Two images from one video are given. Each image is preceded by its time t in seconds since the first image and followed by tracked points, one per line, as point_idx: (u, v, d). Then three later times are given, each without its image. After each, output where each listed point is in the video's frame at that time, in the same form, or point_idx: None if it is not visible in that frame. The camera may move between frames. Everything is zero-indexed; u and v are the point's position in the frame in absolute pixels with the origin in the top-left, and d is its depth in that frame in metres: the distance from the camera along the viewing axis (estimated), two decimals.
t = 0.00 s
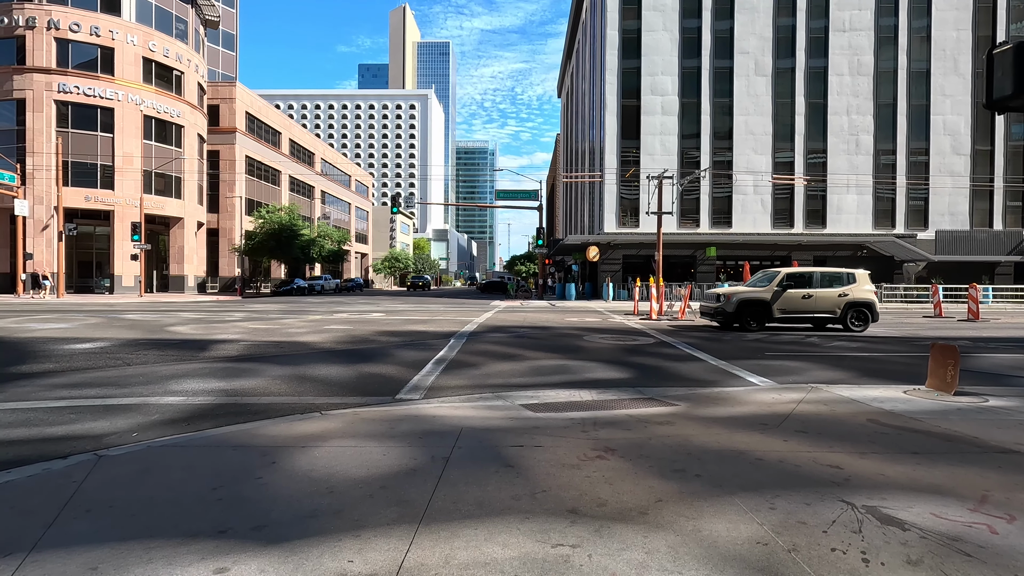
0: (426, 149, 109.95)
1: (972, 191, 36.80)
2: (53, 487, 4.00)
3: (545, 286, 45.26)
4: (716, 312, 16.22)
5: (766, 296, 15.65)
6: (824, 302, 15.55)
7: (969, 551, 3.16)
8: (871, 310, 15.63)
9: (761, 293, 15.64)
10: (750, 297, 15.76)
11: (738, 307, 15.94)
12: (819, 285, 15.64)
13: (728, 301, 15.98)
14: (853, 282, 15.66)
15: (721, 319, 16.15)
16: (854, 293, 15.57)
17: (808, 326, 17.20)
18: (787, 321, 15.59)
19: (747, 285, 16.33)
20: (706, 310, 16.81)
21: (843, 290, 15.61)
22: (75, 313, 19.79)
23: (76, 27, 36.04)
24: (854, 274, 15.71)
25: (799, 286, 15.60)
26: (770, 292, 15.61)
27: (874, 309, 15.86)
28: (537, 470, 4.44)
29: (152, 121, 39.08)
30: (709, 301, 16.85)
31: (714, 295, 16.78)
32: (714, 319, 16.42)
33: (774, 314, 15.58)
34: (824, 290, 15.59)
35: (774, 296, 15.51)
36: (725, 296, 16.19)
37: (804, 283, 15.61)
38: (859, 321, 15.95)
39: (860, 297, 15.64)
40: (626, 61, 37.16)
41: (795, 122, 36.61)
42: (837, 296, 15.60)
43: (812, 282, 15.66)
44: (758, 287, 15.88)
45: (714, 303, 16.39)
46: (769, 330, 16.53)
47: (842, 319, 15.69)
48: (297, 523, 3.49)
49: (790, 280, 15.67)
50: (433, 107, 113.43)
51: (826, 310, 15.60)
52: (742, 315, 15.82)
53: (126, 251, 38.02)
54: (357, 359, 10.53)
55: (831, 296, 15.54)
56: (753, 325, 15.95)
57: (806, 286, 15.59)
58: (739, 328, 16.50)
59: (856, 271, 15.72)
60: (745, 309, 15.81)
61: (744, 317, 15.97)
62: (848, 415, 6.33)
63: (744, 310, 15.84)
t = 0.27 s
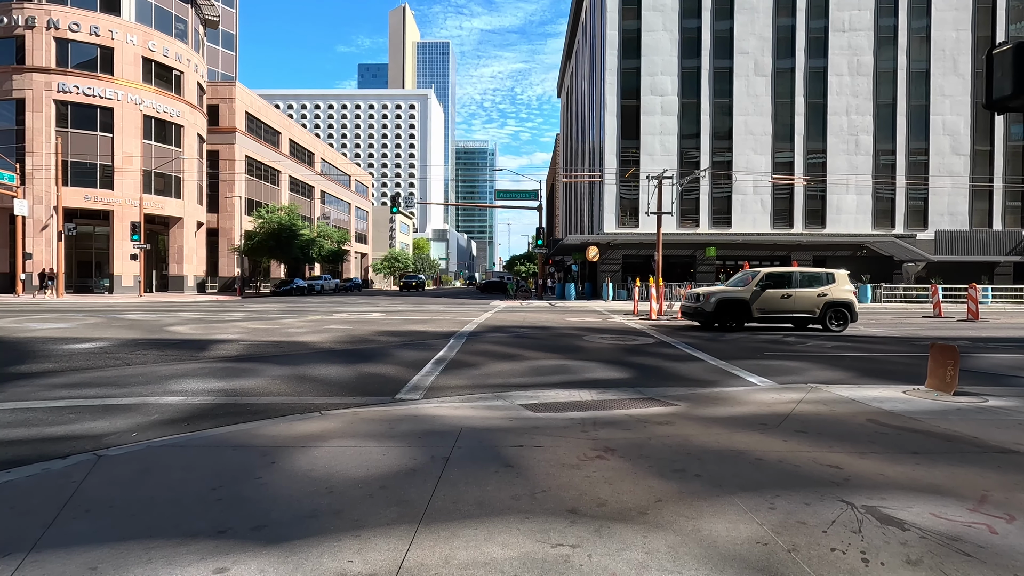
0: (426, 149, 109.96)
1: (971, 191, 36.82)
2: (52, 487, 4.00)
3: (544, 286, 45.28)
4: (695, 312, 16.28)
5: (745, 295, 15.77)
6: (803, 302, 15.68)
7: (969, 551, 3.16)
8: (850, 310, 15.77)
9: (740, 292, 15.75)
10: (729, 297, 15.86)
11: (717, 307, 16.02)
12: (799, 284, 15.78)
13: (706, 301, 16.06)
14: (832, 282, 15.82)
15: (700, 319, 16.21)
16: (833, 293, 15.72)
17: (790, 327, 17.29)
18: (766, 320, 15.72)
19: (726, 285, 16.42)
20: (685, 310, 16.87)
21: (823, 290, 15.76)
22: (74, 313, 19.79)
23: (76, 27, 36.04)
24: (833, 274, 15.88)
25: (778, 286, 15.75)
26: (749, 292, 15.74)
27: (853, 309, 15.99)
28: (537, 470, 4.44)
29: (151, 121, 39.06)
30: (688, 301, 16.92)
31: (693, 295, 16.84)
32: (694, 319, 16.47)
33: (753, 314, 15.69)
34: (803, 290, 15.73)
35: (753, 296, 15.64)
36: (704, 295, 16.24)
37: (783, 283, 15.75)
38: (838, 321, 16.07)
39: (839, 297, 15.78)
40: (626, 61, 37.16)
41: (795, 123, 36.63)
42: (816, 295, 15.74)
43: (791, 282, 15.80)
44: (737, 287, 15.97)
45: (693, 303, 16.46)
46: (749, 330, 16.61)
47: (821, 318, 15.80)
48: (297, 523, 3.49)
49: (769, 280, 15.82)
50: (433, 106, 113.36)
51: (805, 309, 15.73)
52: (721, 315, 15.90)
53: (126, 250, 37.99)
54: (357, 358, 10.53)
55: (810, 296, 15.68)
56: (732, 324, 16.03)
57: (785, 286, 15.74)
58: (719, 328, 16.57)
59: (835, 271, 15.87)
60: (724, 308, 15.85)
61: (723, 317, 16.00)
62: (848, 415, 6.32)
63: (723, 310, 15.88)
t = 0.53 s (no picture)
0: (426, 149, 109.98)
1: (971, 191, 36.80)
2: (53, 487, 4.00)
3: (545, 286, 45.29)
4: (677, 312, 16.38)
5: (727, 296, 15.81)
6: (785, 302, 15.71)
7: (970, 551, 3.16)
8: (831, 310, 15.80)
9: (722, 292, 15.80)
10: (710, 297, 15.92)
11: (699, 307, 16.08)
12: (781, 284, 15.80)
13: (688, 302, 16.14)
14: (814, 282, 15.84)
15: (682, 319, 16.31)
16: (814, 293, 15.75)
17: (774, 326, 17.33)
18: (748, 320, 15.77)
19: (708, 285, 16.48)
20: (668, 309, 16.97)
21: (804, 290, 15.79)
22: (74, 313, 19.81)
23: (76, 27, 36.07)
24: (815, 274, 15.87)
25: (760, 285, 15.78)
26: (729, 292, 15.79)
27: (835, 309, 15.99)
28: (537, 470, 4.44)
29: (152, 121, 39.07)
30: (671, 300, 17.01)
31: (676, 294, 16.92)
32: (676, 319, 16.59)
33: (734, 314, 15.75)
34: (785, 290, 15.74)
35: (733, 296, 15.69)
36: (686, 295, 16.38)
37: (765, 283, 15.77)
38: (820, 321, 16.07)
39: (820, 297, 15.80)
40: (626, 61, 37.17)
41: (795, 122, 36.64)
42: (797, 296, 15.77)
43: (774, 282, 15.81)
44: (717, 287, 16.04)
45: (676, 302, 16.55)
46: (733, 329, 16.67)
47: (802, 318, 15.82)
48: (297, 523, 3.49)
49: (751, 280, 15.82)
50: (433, 107, 113.36)
51: (787, 309, 15.76)
52: (702, 315, 15.96)
53: (126, 251, 38.02)
54: (357, 359, 10.54)
55: (792, 296, 15.70)
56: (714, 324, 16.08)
57: (767, 286, 15.75)
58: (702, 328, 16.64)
59: (817, 271, 15.88)
60: (704, 308, 15.93)
61: (704, 317, 16.08)
62: (849, 415, 6.32)
63: (704, 310, 15.95)
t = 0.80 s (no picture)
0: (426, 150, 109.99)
1: (971, 191, 36.83)
2: (53, 487, 4.00)
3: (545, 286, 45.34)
4: (661, 312, 16.46)
5: (710, 296, 15.88)
6: (767, 301, 15.77)
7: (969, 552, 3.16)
8: (814, 310, 15.83)
9: (704, 293, 15.88)
10: (693, 297, 16.00)
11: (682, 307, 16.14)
12: (764, 284, 15.86)
13: (671, 302, 16.22)
14: (797, 282, 15.86)
15: (665, 319, 16.39)
16: (797, 293, 15.79)
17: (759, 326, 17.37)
18: (730, 320, 15.84)
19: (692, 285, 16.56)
20: (653, 309, 17.04)
21: (787, 290, 15.84)
22: (74, 313, 19.83)
23: (76, 27, 36.06)
24: (798, 274, 15.89)
25: (742, 285, 15.85)
26: (712, 292, 15.86)
27: (819, 309, 16.02)
28: (537, 470, 4.44)
29: (151, 121, 39.05)
30: (656, 300, 17.08)
31: (661, 295, 17.01)
32: (661, 319, 16.67)
33: (717, 314, 15.82)
34: (767, 290, 15.81)
35: (716, 296, 15.77)
36: (669, 296, 16.46)
37: (747, 282, 15.85)
38: (804, 321, 16.09)
39: (804, 297, 15.83)
40: (626, 61, 37.18)
41: (795, 122, 36.66)
42: (780, 295, 15.83)
43: (756, 282, 15.89)
44: (702, 287, 16.10)
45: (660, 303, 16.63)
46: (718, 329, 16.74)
47: (785, 318, 15.87)
48: (296, 523, 3.49)
49: (734, 280, 15.90)
50: (433, 106, 113.33)
51: (769, 309, 15.83)
52: (685, 315, 16.02)
53: (126, 251, 38.03)
54: (356, 358, 10.54)
55: (774, 296, 15.77)
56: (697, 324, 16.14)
57: (749, 286, 15.83)
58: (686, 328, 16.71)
59: (800, 271, 15.91)
60: (688, 308, 15.96)
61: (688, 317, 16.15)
62: (849, 415, 6.32)
63: (687, 310, 16.02)
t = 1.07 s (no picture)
0: (426, 150, 110.00)
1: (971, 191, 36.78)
2: (53, 487, 3.99)
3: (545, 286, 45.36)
4: (647, 311, 16.45)
5: (696, 295, 15.96)
6: (754, 301, 15.91)
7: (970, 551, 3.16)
8: (801, 309, 15.93)
9: (691, 292, 15.94)
10: (680, 297, 16.03)
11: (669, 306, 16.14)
12: (751, 284, 16.03)
13: (658, 301, 16.21)
14: (784, 282, 16.00)
15: (652, 319, 16.37)
16: (784, 292, 15.93)
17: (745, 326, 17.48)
18: (717, 319, 15.92)
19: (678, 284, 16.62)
20: (639, 309, 16.99)
21: (774, 290, 15.97)
22: (75, 313, 19.84)
23: (76, 27, 36.06)
24: (785, 274, 16.05)
25: (729, 285, 16.01)
26: (699, 292, 15.94)
27: (805, 309, 16.15)
28: (537, 470, 4.44)
29: (151, 121, 39.04)
30: (642, 300, 17.08)
31: (646, 295, 17.01)
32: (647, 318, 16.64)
33: (704, 313, 15.89)
34: (754, 289, 15.97)
35: (703, 295, 15.87)
36: (656, 295, 16.45)
37: (734, 282, 16.02)
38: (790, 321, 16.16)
39: (790, 296, 15.96)
40: (625, 61, 37.17)
41: (795, 122, 36.66)
42: (767, 295, 15.96)
43: (743, 281, 16.05)
44: (688, 286, 16.14)
45: (646, 302, 16.62)
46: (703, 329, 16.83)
47: (772, 318, 15.97)
48: (296, 523, 3.49)
49: (720, 279, 16.04)
50: (433, 107, 113.30)
51: (756, 308, 15.95)
52: (672, 315, 16.00)
53: (126, 251, 38.01)
54: (357, 358, 10.54)
55: (761, 295, 15.91)
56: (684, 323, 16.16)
57: (735, 285, 16.00)
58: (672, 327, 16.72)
59: (787, 271, 16.07)
60: (676, 307, 15.95)
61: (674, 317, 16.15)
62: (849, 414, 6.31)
63: (674, 310, 16.02)
